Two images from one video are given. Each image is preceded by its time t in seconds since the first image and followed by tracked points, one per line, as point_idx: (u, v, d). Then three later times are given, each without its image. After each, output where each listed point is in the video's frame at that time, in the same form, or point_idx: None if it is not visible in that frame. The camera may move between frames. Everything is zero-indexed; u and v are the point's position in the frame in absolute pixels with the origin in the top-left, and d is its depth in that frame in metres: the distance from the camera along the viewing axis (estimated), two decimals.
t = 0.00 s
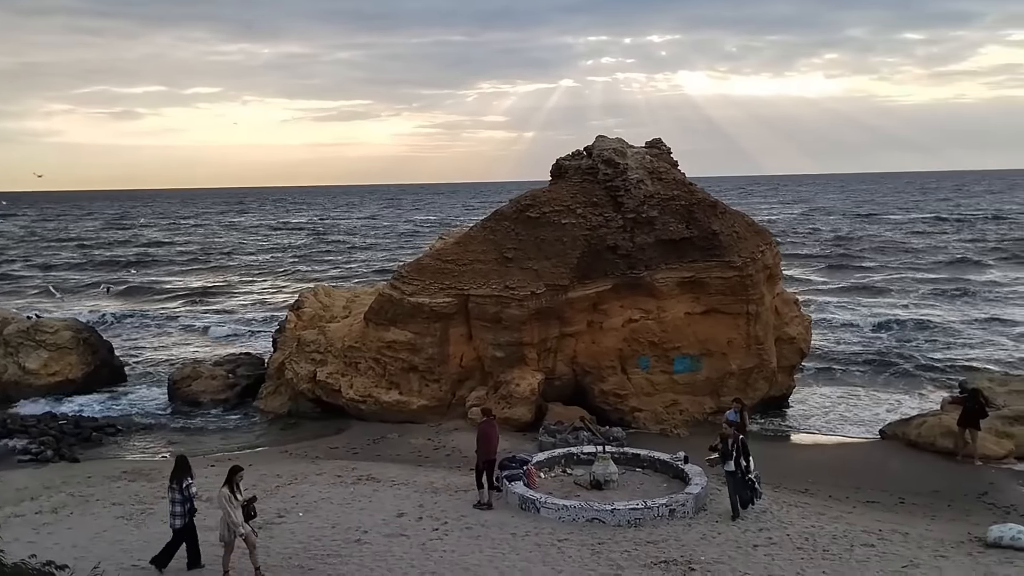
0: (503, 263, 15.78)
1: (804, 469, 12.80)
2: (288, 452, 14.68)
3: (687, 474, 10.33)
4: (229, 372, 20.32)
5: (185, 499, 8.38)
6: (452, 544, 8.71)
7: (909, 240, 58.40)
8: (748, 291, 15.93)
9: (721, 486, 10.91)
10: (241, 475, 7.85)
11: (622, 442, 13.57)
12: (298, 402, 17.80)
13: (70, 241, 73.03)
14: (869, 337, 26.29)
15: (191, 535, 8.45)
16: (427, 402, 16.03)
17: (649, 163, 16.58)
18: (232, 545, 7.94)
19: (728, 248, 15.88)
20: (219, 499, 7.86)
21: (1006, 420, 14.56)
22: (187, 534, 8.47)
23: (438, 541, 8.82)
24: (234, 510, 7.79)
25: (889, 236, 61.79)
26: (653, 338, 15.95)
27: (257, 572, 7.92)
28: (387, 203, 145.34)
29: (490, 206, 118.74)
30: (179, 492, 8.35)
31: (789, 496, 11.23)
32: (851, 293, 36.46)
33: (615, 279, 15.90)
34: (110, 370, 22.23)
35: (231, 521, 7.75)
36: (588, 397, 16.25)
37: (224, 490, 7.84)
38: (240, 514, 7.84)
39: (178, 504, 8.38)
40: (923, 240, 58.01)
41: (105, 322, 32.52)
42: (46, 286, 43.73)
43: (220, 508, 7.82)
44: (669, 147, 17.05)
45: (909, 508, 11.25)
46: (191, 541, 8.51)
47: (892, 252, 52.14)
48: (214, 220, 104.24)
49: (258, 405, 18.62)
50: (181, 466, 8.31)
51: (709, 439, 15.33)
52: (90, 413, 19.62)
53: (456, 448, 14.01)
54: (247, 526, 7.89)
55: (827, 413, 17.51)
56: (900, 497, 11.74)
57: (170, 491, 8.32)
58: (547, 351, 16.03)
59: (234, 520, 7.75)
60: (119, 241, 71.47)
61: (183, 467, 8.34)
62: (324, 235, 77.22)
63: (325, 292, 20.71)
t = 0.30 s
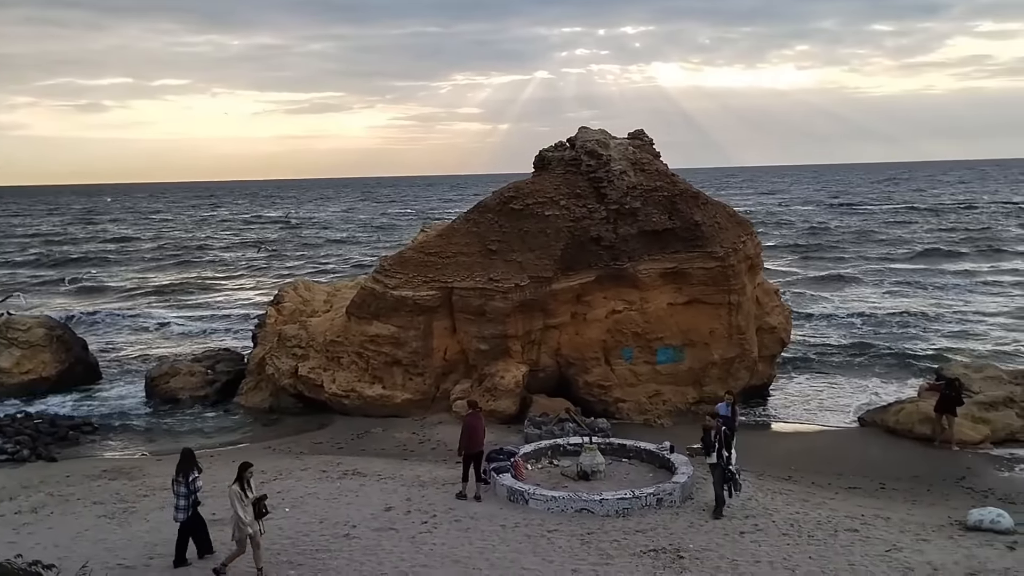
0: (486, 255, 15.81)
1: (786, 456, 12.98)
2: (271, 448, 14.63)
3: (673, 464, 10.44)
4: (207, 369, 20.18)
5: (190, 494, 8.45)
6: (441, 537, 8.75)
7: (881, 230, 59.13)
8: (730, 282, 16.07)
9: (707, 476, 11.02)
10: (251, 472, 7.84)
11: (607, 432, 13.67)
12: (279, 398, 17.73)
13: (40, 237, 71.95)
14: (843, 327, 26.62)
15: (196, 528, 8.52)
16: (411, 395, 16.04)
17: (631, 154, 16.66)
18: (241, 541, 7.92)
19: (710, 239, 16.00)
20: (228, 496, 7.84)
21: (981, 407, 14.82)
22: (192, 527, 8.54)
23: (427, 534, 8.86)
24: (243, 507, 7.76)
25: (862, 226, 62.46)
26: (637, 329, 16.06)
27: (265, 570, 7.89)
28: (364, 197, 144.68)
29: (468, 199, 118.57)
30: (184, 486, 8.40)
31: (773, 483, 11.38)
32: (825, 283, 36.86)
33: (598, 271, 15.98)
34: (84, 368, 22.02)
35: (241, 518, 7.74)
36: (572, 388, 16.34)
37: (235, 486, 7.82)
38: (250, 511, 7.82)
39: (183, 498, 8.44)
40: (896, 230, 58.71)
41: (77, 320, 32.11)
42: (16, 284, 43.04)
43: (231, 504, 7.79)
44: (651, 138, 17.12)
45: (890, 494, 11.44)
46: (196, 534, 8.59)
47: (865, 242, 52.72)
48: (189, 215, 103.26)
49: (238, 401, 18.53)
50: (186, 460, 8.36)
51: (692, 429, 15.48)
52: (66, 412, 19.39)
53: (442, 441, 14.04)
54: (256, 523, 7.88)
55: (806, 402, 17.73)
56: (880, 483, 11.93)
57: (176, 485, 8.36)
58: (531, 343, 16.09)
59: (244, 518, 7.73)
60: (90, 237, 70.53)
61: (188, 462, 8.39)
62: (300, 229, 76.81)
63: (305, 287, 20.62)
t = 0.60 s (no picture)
0: (471, 249, 15.84)
1: (770, 446, 13.15)
2: (256, 445, 14.60)
3: (659, 455, 10.56)
4: (187, 365, 20.06)
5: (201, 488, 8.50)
6: (432, 531, 8.81)
7: (856, 222, 59.74)
8: (713, 274, 16.23)
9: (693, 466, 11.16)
10: (257, 467, 7.71)
11: (593, 425, 13.79)
12: (262, 394, 17.67)
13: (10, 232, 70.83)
14: (820, 318, 26.93)
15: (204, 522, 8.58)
16: (396, 390, 16.06)
17: (615, 147, 16.74)
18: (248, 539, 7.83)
19: (694, 232, 16.14)
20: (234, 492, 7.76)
21: (958, 395, 15.10)
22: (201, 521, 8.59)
23: (418, 528, 8.91)
24: (248, 506, 7.65)
25: (836, 218, 63.09)
26: (621, 322, 16.17)
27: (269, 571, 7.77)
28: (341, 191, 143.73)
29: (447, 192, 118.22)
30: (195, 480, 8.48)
31: (757, 472, 11.54)
32: (801, 274, 37.23)
33: (582, 264, 16.08)
34: (59, 366, 21.80)
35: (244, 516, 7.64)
36: (557, 381, 16.45)
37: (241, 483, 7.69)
38: (255, 509, 7.70)
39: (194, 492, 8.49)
40: (870, 222, 59.38)
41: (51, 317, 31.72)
42: None
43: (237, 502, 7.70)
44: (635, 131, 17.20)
45: (871, 481, 11.64)
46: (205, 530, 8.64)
47: (840, 234, 53.31)
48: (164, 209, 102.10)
49: (219, 397, 18.45)
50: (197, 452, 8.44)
51: (676, 421, 15.66)
52: (42, 410, 19.19)
53: (428, 436, 14.09)
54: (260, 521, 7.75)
55: (785, 392, 17.96)
56: (862, 471, 12.13)
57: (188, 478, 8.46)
58: (516, 336, 16.17)
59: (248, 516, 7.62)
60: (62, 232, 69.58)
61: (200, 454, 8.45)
62: (277, 224, 76.27)
63: (286, 282, 20.54)
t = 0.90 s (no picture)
0: (459, 246, 15.86)
1: (757, 440, 13.28)
2: (243, 443, 14.56)
3: (649, 450, 10.65)
4: (171, 364, 19.93)
5: (209, 485, 8.56)
6: (424, 527, 8.84)
7: (836, 219, 60.22)
8: (699, 270, 16.35)
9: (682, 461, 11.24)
10: (268, 470, 7.79)
11: (582, 421, 13.86)
12: (247, 392, 17.59)
13: None
14: (802, 314, 27.14)
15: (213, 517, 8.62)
16: (384, 387, 16.06)
17: (602, 144, 16.81)
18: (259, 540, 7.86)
19: (680, 228, 16.25)
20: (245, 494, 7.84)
21: (940, 388, 15.31)
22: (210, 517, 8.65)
23: (410, 525, 8.94)
24: (261, 507, 7.72)
25: (817, 215, 63.49)
26: (608, 318, 16.25)
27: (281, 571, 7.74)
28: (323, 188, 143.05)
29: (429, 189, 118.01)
30: (200, 477, 8.54)
31: (745, 466, 11.64)
32: (783, 270, 37.47)
33: (570, 261, 16.15)
34: (38, 366, 21.62)
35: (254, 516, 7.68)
36: (545, 377, 16.52)
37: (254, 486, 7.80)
38: (267, 511, 7.75)
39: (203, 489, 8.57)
40: (851, 219, 59.82)
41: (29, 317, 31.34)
42: None
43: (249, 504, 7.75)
44: (621, 128, 17.28)
45: (858, 474, 11.78)
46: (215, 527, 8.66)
47: (820, 230, 53.68)
48: (143, 207, 101.09)
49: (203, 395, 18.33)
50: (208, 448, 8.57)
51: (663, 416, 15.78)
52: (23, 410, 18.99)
53: (417, 432, 14.11)
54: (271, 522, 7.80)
55: (770, 388, 18.12)
56: (849, 464, 12.27)
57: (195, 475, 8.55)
58: (504, 333, 16.21)
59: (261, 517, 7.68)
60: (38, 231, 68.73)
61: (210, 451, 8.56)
62: (257, 222, 75.79)
63: (271, 279, 20.45)
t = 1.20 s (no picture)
0: (447, 245, 15.79)
1: (747, 439, 13.30)
2: (232, 444, 14.44)
3: (641, 450, 10.63)
4: (157, 365, 19.76)
5: (225, 487, 8.38)
6: (417, 528, 8.78)
7: (822, 219, 60.49)
8: (688, 270, 16.36)
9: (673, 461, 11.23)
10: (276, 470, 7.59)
11: (572, 421, 13.83)
12: (235, 392, 17.44)
13: None
14: (789, 315, 27.24)
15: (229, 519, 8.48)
16: (373, 388, 15.97)
17: (590, 143, 16.77)
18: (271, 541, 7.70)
19: (669, 227, 16.25)
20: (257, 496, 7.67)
21: (930, 388, 15.37)
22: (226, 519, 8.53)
23: (403, 526, 8.88)
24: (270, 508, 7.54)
25: (803, 215, 63.74)
26: (597, 318, 16.23)
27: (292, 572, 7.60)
28: (308, 188, 142.31)
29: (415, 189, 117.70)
30: (216, 479, 8.35)
31: (737, 466, 11.64)
32: (770, 270, 37.58)
33: (558, 260, 16.13)
34: (23, 366, 21.38)
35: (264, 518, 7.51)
36: (534, 377, 16.48)
37: (263, 486, 7.56)
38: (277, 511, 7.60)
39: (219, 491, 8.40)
40: (836, 219, 60.10)
41: (12, 319, 30.99)
42: None
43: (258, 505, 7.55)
44: (610, 127, 17.25)
45: (849, 473, 11.81)
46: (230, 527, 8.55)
47: (806, 230, 53.90)
48: (126, 207, 100.31)
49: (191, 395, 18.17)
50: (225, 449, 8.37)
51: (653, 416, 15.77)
52: (7, 411, 18.78)
53: (407, 433, 14.04)
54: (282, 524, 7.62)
55: (760, 388, 18.15)
56: (840, 463, 12.29)
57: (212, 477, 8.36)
58: (492, 333, 16.16)
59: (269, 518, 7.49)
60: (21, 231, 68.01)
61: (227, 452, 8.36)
62: (243, 222, 75.39)
63: (258, 279, 20.31)
